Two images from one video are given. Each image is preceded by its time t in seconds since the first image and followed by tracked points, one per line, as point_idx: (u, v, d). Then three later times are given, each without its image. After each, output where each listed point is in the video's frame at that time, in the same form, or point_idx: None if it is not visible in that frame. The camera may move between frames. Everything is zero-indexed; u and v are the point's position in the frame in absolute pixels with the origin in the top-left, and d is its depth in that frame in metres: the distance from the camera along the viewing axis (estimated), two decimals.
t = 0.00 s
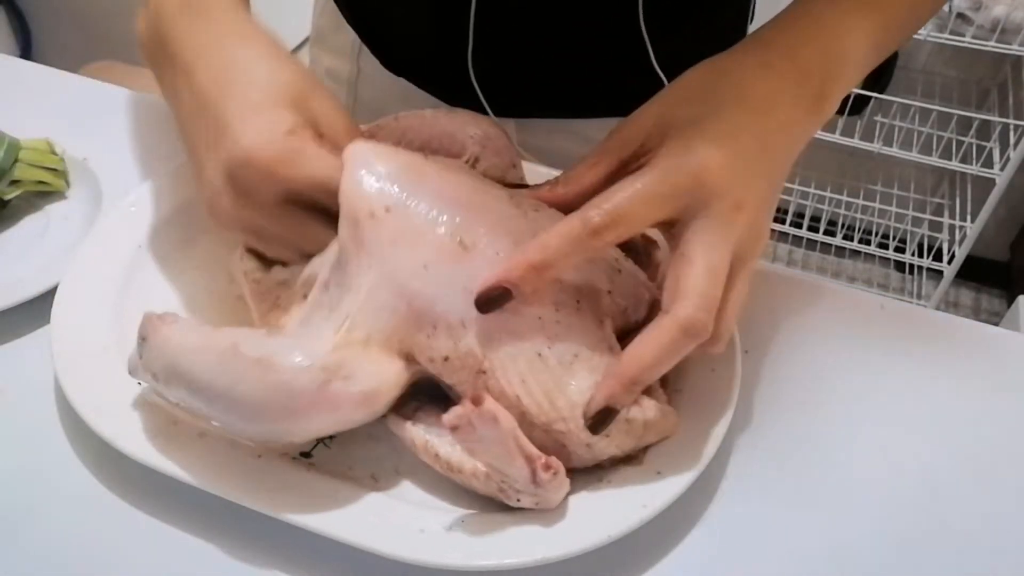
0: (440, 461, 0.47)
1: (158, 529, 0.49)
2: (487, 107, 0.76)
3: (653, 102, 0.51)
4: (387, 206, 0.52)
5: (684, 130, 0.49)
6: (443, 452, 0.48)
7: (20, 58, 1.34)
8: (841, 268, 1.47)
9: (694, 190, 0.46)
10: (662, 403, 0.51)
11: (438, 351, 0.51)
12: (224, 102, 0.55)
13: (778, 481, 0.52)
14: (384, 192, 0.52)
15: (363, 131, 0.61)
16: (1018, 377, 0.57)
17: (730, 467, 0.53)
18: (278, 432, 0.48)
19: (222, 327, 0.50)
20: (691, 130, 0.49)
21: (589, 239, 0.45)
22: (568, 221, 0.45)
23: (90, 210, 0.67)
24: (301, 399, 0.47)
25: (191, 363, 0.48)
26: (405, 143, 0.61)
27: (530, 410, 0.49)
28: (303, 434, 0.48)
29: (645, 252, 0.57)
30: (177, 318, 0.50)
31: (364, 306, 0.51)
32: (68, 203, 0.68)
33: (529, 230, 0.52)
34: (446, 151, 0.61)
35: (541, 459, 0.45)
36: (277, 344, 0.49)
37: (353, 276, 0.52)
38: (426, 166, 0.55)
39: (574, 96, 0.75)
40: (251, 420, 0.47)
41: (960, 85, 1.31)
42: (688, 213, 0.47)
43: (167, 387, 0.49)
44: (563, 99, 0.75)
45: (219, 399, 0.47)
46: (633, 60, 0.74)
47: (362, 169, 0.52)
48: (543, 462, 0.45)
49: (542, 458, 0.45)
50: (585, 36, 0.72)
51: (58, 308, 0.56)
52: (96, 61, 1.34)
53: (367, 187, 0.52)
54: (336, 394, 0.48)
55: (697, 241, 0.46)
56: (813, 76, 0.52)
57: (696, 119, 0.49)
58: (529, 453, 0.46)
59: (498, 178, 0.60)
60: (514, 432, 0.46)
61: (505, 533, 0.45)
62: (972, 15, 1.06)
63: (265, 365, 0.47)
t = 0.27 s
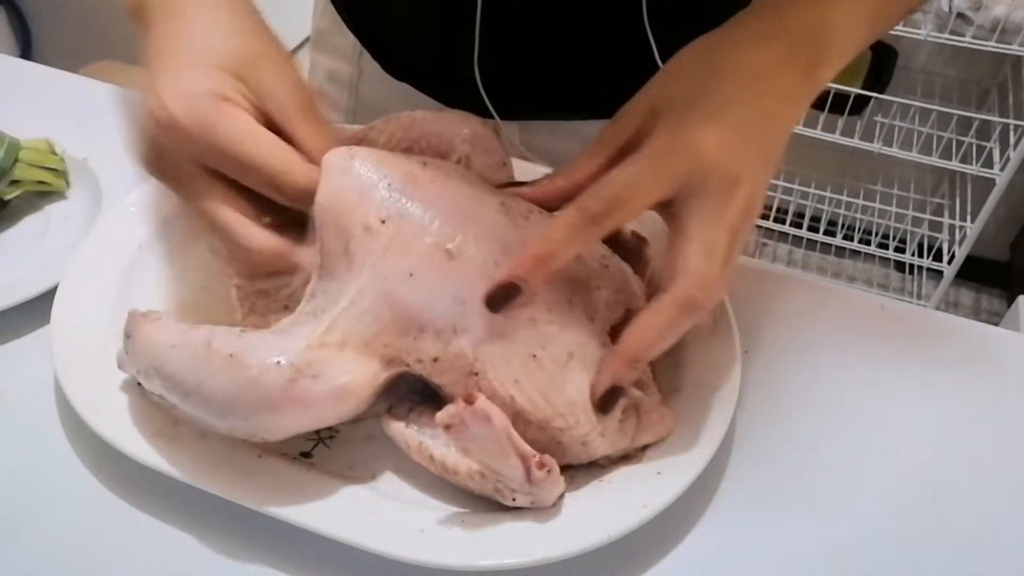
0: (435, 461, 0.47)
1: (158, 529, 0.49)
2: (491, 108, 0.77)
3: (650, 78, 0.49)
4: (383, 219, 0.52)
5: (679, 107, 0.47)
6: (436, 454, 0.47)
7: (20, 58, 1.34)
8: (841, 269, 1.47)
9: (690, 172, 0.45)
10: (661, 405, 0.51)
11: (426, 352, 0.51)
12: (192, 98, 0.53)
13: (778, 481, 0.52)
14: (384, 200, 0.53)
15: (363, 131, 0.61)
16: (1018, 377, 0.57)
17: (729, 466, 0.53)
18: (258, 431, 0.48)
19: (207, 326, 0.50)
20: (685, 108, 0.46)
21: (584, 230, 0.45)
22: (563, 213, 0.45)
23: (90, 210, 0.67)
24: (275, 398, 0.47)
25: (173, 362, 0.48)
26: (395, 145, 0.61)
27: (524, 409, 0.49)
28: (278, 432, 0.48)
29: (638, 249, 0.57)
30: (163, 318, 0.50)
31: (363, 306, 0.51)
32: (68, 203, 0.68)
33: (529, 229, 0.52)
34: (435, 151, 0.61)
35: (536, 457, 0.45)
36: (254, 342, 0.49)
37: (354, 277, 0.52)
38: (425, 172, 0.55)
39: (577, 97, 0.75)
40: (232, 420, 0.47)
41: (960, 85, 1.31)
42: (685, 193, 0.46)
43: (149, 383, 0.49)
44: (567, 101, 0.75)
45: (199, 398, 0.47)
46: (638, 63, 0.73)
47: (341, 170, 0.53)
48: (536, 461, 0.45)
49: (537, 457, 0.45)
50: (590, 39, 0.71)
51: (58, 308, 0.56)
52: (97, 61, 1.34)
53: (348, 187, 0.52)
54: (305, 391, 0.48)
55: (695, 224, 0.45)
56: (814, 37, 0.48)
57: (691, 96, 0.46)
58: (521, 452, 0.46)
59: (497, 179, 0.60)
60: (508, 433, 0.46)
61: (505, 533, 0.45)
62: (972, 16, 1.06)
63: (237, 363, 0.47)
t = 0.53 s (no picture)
0: (437, 461, 0.47)
1: (158, 529, 0.49)
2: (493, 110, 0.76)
3: (687, 83, 0.50)
4: (376, 221, 0.52)
5: (726, 112, 0.47)
6: (439, 454, 0.47)
7: (21, 58, 1.34)
8: (841, 269, 1.47)
9: (742, 177, 0.46)
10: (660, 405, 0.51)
11: (426, 351, 0.50)
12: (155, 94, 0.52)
13: (778, 481, 0.52)
14: (381, 199, 0.53)
15: (363, 131, 0.61)
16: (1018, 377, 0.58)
17: (729, 466, 0.53)
18: (256, 433, 0.48)
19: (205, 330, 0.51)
20: (733, 111, 0.47)
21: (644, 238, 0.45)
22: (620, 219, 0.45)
23: (90, 211, 0.67)
24: (271, 399, 0.47)
25: (172, 365, 0.48)
26: (391, 145, 0.61)
27: (530, 408, 0.49)
28: (277, 434, 0.48)
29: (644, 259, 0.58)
30: (162, 322, 0.51)
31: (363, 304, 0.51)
32: (68, 203, 0.68)
33: (530, 229, 0.52)
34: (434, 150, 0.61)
35: (538, 455, 0.46)
36: (250, 345, 0.49)
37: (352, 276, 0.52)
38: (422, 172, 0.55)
39: (578, 103, 0.75)
40: (231, 421, 0.48)
41: (960, 85, 1.31)
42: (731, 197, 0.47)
43: (149, 387, 0.49)
44: (567, 106, 0.75)
45: (195, 400, 0.47)
46: (638, 66, 0.73)
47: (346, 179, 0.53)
48: (540, 458, 0.46)
49: (539, 454, 0.46)
50: (592, 45, 0.71)
51: (58, 308, 0.56)
52: (96, 61, 1.34)
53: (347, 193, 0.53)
54: (299, 394, 0.48)
55: (740, 227, 0.46)
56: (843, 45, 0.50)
57: (736, 100, 0.48)
58: (524, 449, 0.46)
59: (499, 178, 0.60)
60: (510, 430, 0.46)
61: (505, 533, 0.45)
62: (972, 16, 1.06)
63: (233, 365, 0.48)
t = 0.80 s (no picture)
0: (437, 460, 0.47)
1: (158, 529, 0.49)
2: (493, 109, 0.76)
3: (679, 84, 0.50)
4: (374, 220, 0.52)
5: (717, 110, 0.48)
6: (441, 454, 0.47)
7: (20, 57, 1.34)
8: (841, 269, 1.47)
9: (731, 176, 0.46)
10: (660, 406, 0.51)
11: (427, 351, 0.50)
12: (163, 86, 0.51)
13: (778, 481, 0.52)
14: (379, 199, 0.53)
15: (362, 131, 0.61)
16: (1018, 377, 0.58)
17: (729, 466, 0.53)
18: (258, 431, 0.48)
19: (205, 330, 0.51)
20: (724, 109, 0.47)
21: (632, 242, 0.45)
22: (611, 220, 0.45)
23: (90, 211, 0.67)
24: (272, 399, 0.47)
25: (172, 366, 0.48)
26: (391, 145, 0.61)
27: (529, 408, 0.48)
28: (279, 433, 0.48)
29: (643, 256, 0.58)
30: (162, 322, 0.51)
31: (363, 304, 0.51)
32: (68, 203, 0.68)
33: (529, 228, 0.52)
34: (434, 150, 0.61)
35: (538, 454, 0.46)
36: (253, 345, 0.49)
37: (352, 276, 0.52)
38: (421, 171, 0.55)
39: (579, 103, 0.75)
40: (231, 421, 0.48)
41: (960, 85, 1.31)
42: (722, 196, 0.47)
43: (150, 387, 0.49)
44: (567, 107, 0.75)
45: (197, 400, 0.48)
46: (638, 65, 0.73)
47: (347, 181, 0.53)
48: (540, 457, 0.45)
49: (539, 454, 0.46)
50: (591, 44, 0.71)
51: (59, 309, 0.56)
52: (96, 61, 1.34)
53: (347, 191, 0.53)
54: (302, 393, 0.48)
55: (730, 225, 0.47)
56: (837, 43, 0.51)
57: (727, 97, 0.48)
58: (524, 449, 0.46)
59: (500, 178, 0.60)
60: (512, 429, 0.46)
61: (505, 533, 0.45)
62: (972, 16, 1.06)
63: (235, 364, 0.48)
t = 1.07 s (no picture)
0: (436, 460, 0.47)
1: (158, 529, 0.49)
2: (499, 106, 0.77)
3: (676, 79, 0.51)
4: (376, 219, 0.52)
5: (707, 107, 0.48)
6: (441, 455, 0.47)
7: (21, 58, 1.34)
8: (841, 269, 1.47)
9: (721, 171, 0.46)
10: (659, 406, 0.51)
11: (426, 352, 0.50)
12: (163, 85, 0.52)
13: (777, 481, 0.52)
14: (378, 198, 0.53)
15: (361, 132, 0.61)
16: (1017, 377, 0.58)
17: (729, 466, 0.53)
18: (258, 431, 0.48)
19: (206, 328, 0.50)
20: (715, 106, 0.48)
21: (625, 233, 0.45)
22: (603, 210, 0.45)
23: (91, 211, 0.67)
24: (271, 399, 0.47)
25: (173, 365, 0.48)
26: (394, 144, 0.61)
27: (526, 409, 0.49)
28: (279, 433, 0.49)
29: (642, 258, 0.58)
30: (161, 320, 0.51)
31: (362, 304, 0.51)
32: (67, 204, 0.68)
33: (528, 229, 0.52)
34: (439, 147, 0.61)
35: (537, 454, 0.45)
36: (254, 343, 0.49)
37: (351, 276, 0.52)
38: (420, 170, 0.55)
39: (580, 101, 0.75)
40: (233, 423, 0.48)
41: (960, 85, 1.31)
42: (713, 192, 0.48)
43: (151, 385, 0.49)
44: (569, 104, 0.75)
45: (198, 399, 0.48)
46: (637, 65, 0.73)
47: (347, 179, 0.53)
48: (538, 457, 0.45)
49: (538, 454, 0.46)
50: (592, 44, 0.71)
51: (59, 310, 0.56)
52: (97, 62, 1.34)
53: (347, 190, 0.53)
54: (303, 393, 0.48)
55: (722, 221, 0.47)
56: (834, 43, 0.52)
57: (718, 95, 0.48)
58: (523, 448, 0.46)
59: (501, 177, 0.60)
60: (510, 429, 0.46)
61: (505, 532, 0.45)
62: (972, 16, 1.06)
63: (236, 363, 0.48)
